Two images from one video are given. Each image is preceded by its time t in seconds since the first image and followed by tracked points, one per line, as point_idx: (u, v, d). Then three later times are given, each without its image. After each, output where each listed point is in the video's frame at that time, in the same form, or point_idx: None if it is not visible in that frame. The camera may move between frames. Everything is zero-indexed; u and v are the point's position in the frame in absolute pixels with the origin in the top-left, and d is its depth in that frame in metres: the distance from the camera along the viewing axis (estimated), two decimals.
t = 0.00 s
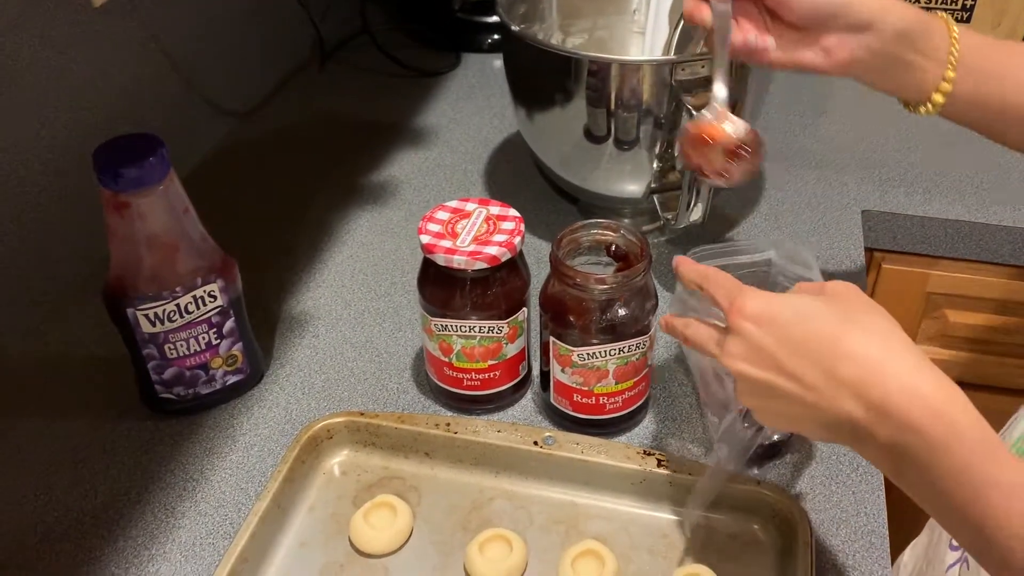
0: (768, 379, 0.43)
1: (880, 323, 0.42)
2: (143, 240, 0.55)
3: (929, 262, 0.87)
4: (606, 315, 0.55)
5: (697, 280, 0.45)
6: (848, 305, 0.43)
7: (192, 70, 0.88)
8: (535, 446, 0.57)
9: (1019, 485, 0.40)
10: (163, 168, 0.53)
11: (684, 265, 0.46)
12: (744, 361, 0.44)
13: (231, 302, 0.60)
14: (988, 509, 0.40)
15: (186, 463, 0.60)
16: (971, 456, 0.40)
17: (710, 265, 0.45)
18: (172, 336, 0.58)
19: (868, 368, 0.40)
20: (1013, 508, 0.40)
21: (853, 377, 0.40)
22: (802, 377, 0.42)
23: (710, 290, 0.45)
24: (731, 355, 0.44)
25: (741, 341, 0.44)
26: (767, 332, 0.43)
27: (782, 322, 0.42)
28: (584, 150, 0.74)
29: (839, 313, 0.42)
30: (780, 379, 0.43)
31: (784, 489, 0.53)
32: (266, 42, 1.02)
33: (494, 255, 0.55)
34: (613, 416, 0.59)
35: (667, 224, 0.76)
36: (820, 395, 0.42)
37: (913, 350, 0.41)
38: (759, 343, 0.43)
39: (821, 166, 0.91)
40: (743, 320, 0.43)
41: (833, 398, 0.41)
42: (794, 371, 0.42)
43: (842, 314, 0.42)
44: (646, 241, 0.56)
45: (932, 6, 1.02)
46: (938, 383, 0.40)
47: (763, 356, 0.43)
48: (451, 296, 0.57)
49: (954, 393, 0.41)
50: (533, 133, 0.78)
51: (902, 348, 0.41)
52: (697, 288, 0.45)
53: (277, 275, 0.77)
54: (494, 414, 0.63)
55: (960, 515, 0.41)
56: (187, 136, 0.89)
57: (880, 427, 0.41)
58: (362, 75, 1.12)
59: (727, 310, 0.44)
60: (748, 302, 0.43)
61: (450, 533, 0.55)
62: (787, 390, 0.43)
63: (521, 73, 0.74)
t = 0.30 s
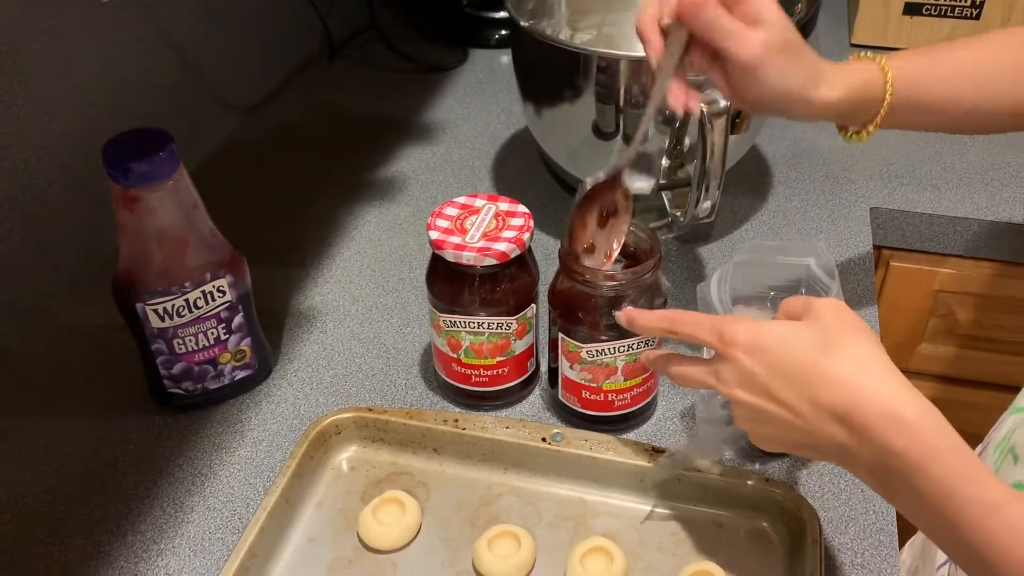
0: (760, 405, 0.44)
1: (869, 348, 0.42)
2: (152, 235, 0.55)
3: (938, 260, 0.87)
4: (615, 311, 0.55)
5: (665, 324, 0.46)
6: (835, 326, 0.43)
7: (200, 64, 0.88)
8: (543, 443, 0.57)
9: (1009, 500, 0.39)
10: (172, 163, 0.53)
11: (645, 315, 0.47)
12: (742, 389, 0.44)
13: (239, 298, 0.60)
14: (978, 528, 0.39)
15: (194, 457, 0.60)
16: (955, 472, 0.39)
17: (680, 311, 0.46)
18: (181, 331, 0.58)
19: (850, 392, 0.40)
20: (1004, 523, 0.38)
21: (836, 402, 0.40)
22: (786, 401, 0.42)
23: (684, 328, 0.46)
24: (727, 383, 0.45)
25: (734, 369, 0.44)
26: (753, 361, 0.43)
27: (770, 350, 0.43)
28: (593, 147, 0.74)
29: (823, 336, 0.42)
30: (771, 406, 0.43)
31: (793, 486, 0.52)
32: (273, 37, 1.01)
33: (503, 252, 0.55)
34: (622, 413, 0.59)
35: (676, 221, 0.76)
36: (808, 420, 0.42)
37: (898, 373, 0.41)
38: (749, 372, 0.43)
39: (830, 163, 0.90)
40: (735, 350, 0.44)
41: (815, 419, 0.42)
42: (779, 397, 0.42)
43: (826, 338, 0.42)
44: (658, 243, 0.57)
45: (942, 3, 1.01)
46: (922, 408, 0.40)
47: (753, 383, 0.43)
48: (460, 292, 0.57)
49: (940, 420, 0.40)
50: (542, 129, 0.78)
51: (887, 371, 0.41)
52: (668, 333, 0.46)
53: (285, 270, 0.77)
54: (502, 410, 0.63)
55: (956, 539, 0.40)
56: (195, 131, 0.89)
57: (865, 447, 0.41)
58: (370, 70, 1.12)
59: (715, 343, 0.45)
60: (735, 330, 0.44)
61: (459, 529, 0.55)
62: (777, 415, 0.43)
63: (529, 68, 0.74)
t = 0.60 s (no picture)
0: (751, 391, 0.43)
1: (848, 329, 0.40)
2: (162, 234, 0.55)
3: (948, 259, 0.86)
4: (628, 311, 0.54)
5: (662, 312, 0.47)
6: (820, 307, 0.42)
7: (206, 63, 0.88)
8: (553, 442, 0.56)
9: (978, 481, 0.38)
10: (183, 162, 0.53)
11: (644, 305, 0.48)
12: (732, 372, 0.44)
13: (249, 296, 0.60)
14: (950, 511, 0.38)
15: (204, 456, 0.60)
16: (923, 453, 0.38)
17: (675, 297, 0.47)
18: (190, 330, 0.58)
19: (824, 376, 0.39)
20: (972, 503, 0.37)
21: (812, 385, 0.40)
22: (771, 386, 0.42)
23: (678, 314, 0.46)
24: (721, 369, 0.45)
25: (727, 356, 0.44)
26: (743, 347, 0.43)
27: (755, 337, 0.42)
28: (602, 145, 0.74)
29: (805, 318, 0.41)
30: (758, 389, 0.43)
31: (806, 486, 0.52)
32: (279, 34, 1.01)
33: (514, 250, 0.54)
34: (634, 412, 0.59)
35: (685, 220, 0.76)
36: (790, 403, 0.41)
37: (878, 356, 0.39)
38: (738, 357, 0.43)
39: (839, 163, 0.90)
40: (726, 336, 0.44)
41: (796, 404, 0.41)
42: (767, 382, 0.42)
43: (806, 320, 0.41)
44: (668, 238, 0.56)
45: None
46: (898, 390, 0.38)
47: (743, 369, 0.43)
48: (469, 291, 0.57)
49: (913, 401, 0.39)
50: (551, 126, 0.78)
51: (866, 354, 0.39)
52: (666, 321, 0.47)
53: (293, 268, 0.77)
54: (512, 409, 0.63)
55: (929, 518, 0.39)
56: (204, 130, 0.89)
57: (840, 429, 0.40)
58: (376, 68, 1.11)
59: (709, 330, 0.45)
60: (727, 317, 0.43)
61: (469, 528, 0.55)
62: (765, 400, 0.43)
63: (538, 67, 0.74)
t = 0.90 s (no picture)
0: (760, 388, 0.43)
1: (861, 332, 0.40)
2: (168, 239, 0.55)
3: (957, 258, 0.85)
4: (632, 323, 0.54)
5: (671, 314, 0.46)
6: (831, 307, 0.41)
7: (209, 65, 0.87)
8: (564, 447, 0.56)
9: (983, 484, 0.37)
10: (188, 167, 0.53)
11: (653, 308, 0.47)
12: (741, 370, 0.44)
13: (256, 301, 0.59)
14: (957, 515, 0.37)
15: (212, 462, 0.60)
16: (928, 458, 0.37)
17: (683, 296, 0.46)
18: (197, 336, 0.58)
19: (834, 378, 0.39)
20: (976, 505, 0.37)
21: (821, 387, 0.39)
22: (779, 384, 0.41)
23: (685, 313, 0.45)
24: (729, 366, 0.44)
25: (735, 354, 0.44)
26: (753, 344, 0.42)
27: (765, 335, 0.42)
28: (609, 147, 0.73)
29: (816, 318, 0.41)
30: (766, 387, 0.43)
31: (819, 492, 0.52)
32: (281, 36, 1.01)
33: (523, 254, 0.54)
34: (637, 425, 0.58)
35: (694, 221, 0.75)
36: (800, 403, 0.41)
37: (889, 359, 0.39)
38: (746, 355, 0.43)
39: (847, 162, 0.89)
40: (735, 334, 0.43)
41: (804, 403, 0.41)
42: (776, 380, 0.41)
43: (819, 320, 0.41)
44: (677, 249, 0.55)
45: None
46: (908, 395, 0.38)
47: (751, 366, 0.43)
48: (478, 295, 0.56)
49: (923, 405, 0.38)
50: (557, 127, 0.77)
51: (876, 357, 0.39)
52: (672, 322, 0.46)
53: (298, 272, 0.76)
54: (520, 413, 0.63)
55: (933, 519, 0.38)
56: (208, 133, 0.89)
57: (847, 429, 0.39)
58: (379, 68, 1.10)
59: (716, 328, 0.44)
60: (736, 315, 0.43)
61: (479, 534, 0.54)
62: (775, 398, 0.42)
63: (545, 68, 0.73)
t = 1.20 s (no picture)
0: (752, 411, 0.42)
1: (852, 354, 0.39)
2: (161, 243, 0.54)
3: (957, 255, 0.85)
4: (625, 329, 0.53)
5: (662, 326, 0.45)
6: (823, 329, 0.41)
7: (203, 65, 0.86)
8: (562, 450, 0.55)
9: (987, 507, 0.36)
10: (181, 170, 0.52)
11: (643, 319, 0.46)
12: (731, 393, 0.43)
13: (250, 305, 0.59)
14: (958, 542, 0.36)
15: (207, 468, 0.59)
16: (925, 482, 0.36)
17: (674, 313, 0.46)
18: (191, 340, 0.57)
19: (827, 398, 0.38)
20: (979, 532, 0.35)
21: (813, 410, 0.39)
22: (769, 408, 0.41)
23: (676, 330, 0.45)
24: (720, 388, 0.44)
25: (725, 374, 0.43)
26: (743, 366, 0.42)
27: (755, 356, 0.41)
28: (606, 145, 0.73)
29: (807, 341, 0.40)
30: (758, 411, 0.42)
31: (821, 493, 0.51)
32: (276, 35, 1.00)
33: (519, 256, 0.53)
34: (630, 431, 0.58)
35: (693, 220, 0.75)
36: (793, 426, 0.40)
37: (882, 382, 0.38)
38: (737, 376, 0.42)
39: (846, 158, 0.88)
40: (725, 354, 0.43)
41: (797, 428, 0.40)
42: (767, 404, 0.41)
43: (811, 340, 0.40)
44: (671, 254, 0.54)
45: None
46: (902, 417, 0.37)
47: (742, 388, 0.42)
48: (474, 297, 0.56)
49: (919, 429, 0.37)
50: (554, 126, 0.77)
51: (868, 380, 0.38)
52: (664, 336, 0.46)
53: (294, 274, 0.76)
54: (518, 416, 0.63)
55: (933, 544, 0.37)
56: (203, 134, 0.88)
57: (842, 454, 0.39)
58: (374, 67, 1.10)
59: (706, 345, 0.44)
60: (726, 336, 0.42)
61: (478, 539, 0.54)
62: (768, 421, 0.42)
63: (541, 67, 0.73)
